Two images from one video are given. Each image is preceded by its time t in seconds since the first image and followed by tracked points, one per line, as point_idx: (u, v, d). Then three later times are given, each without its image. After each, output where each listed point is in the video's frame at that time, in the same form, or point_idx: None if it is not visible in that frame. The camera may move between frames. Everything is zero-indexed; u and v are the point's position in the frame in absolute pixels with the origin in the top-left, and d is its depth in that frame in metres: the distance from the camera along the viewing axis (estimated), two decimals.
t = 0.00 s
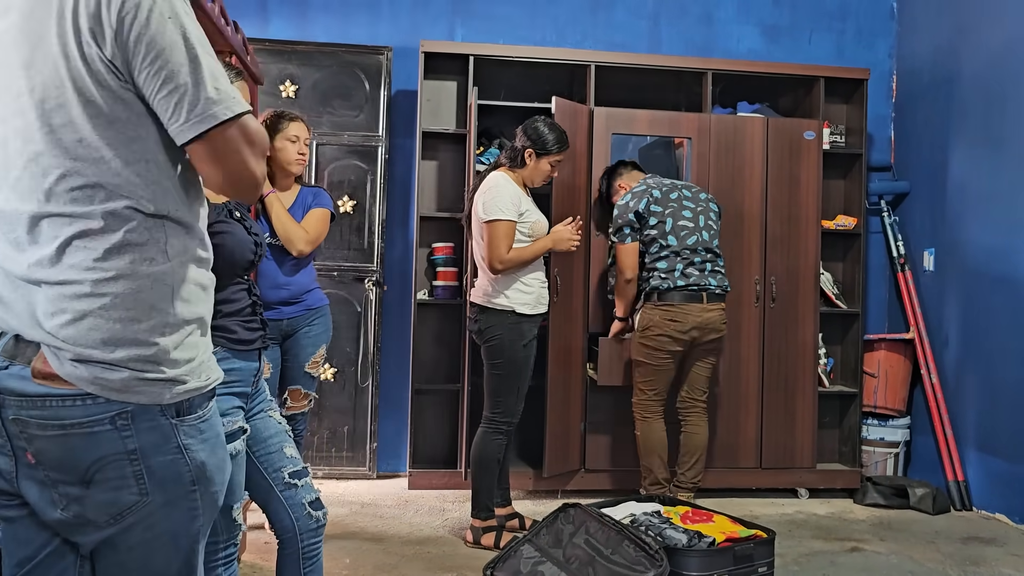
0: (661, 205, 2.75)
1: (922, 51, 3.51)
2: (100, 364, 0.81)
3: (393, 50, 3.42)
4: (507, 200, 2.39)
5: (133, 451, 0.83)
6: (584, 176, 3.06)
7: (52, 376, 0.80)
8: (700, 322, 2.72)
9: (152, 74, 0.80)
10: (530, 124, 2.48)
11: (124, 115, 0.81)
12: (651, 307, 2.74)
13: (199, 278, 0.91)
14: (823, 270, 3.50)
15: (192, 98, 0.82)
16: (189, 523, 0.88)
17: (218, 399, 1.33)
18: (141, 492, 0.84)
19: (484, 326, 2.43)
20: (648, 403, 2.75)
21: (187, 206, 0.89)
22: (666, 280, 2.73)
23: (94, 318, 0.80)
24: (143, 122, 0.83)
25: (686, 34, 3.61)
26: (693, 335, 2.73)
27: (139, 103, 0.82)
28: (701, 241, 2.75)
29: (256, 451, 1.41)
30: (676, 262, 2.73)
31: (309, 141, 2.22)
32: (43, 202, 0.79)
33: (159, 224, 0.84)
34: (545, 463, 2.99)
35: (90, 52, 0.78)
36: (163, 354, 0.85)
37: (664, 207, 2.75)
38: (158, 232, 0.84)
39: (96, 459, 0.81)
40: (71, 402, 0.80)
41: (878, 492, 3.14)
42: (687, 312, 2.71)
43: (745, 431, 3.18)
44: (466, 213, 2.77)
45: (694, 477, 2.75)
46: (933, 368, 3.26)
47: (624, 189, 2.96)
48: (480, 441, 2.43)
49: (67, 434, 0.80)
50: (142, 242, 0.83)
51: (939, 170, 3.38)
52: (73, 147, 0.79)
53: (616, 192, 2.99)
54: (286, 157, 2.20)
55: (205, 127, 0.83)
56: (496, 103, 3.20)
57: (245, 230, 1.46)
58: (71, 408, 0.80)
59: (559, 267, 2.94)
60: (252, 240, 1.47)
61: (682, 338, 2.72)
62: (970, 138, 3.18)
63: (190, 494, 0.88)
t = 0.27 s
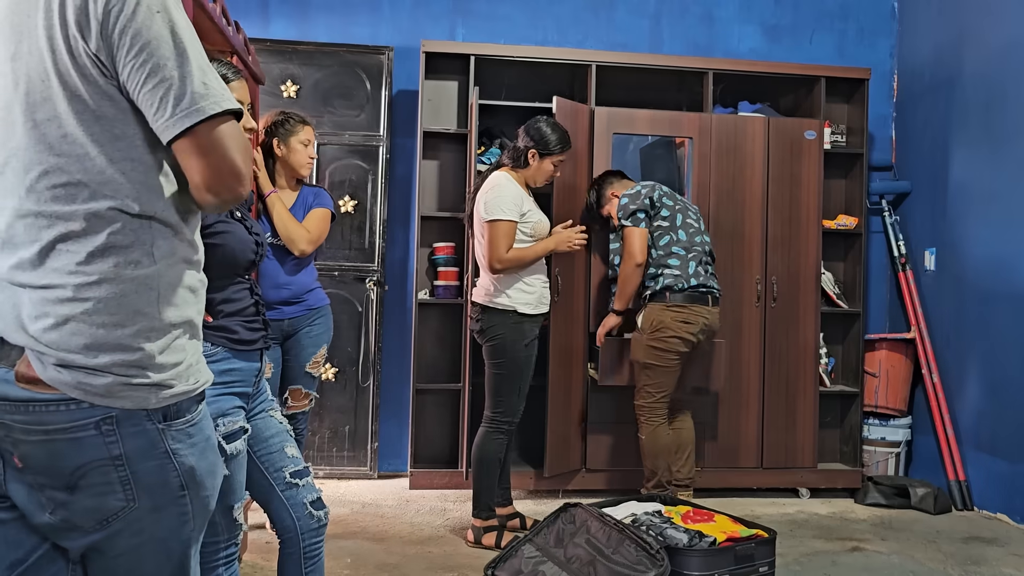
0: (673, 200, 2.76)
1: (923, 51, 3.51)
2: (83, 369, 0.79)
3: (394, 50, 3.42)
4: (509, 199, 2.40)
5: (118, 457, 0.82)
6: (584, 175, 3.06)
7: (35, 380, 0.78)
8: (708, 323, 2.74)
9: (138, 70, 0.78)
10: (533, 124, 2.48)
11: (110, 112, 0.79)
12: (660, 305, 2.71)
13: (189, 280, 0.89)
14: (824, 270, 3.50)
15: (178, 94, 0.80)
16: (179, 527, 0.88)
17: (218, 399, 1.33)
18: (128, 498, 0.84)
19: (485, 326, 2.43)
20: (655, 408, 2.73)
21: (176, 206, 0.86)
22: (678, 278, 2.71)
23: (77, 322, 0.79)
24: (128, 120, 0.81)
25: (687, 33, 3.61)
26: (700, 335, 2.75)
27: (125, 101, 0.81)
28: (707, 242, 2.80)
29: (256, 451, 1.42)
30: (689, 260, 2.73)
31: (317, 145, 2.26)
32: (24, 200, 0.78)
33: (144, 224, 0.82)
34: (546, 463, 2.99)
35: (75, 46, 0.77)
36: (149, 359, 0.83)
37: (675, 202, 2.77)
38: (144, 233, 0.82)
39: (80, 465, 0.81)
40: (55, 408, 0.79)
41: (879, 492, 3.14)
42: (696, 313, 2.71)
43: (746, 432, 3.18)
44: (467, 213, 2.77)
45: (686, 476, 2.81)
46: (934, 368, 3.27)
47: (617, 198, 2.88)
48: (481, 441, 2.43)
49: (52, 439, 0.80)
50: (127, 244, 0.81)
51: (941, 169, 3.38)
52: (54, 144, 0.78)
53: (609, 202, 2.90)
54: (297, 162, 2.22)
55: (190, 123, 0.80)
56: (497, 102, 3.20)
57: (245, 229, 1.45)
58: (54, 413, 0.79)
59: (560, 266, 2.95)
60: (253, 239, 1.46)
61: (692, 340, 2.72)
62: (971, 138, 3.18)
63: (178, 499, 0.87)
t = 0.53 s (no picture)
0: (671, 200, 2.76)
1: (924, 51, 3.50)
2: (72, 373, 0.79)
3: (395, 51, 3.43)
4: (510, 200, 2.40)
5: (108, 462, 0.82)
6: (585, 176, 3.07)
7: (23, 384, 0.79)
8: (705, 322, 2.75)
9: (134, 63, 0.79)
10: (534, 125, 2.48)
11: (103, 107, 0.80)
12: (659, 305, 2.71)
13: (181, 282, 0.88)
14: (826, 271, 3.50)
15: (174, 89, 0.80)
16: (172, 532, 0.88)
17: (218, 400, 1.33)
18: (119, 503, 0.84)
19: (487, 326, 2.43)
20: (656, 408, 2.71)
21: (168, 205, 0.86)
22: (676, 280, 2.70)
23: (66, 325, 0.79)
24: (122, 116, 0.81)
25: (688, 34, 3.61)
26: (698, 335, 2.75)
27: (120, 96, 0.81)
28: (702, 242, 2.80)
29: (256, 452, 1.42)
30: (686, 260, 2.73)
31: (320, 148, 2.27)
32: (16, 197, 0.78)
33: (135, 223, 0.82)
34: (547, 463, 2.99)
35: (70, 38, 0.78)
36: (139, 362, 0.82)
37: (673, 202, 2.77)
38: (134, 234, 0.82)
39: (70, 470, 0.81)
40: (43, 412, 0.80)
41: (881, 493, 3.14)
42: (693, 312, 2.72)
43: (747, 433, 3.18)
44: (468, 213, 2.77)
45: (691, 476, 2.79)
46: (936, 369, 3.26)
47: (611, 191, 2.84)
48: (483, 441, 2.43)
49: (41, 444, 0.80)
50: (116, 245, 0.81)
51: (942, 170, 3.37)
52: (46, 139, 0.78)
53: (602, 194, 2.85)
54: (300, 163, 2.23)
55: (185, 119, 0.80)
56: (497, 103, 3.21)
57: (245, 230, 1.44)
58: (42, 417, 0.80)
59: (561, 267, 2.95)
60: (253, 239, 1.46)
61: (690, 339, 2.72)
62: (972, 138, 3.18)
63: (171, 503, 0.87)
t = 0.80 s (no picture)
0: (669, 200, 2.76)
1: (925, 51, 3.50)
2: (69, 376, 0.80)
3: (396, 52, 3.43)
4: (510, 200, 2.40)
5: (105, 465, 0.83)
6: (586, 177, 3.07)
7: (19, 387, 0.80)
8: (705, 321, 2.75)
9: (148, 59, 0.80)
10: (535, 126, 2.49)
11: (108, 104, 0.79)
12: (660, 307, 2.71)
13: (176, 284, 0.89)
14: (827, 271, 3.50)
15: (189, 84, 0.81)
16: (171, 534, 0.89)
17: (218, 400, 1.33)
18: (117, 506, 0.84)
19: (487, 327, 2.43)
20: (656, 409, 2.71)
21: (167, 202, 0.86)
22: (675, 279, 2.71)
23: (62, 328, 0.79)
24: (129, 112, 0.81)
25: (689, 34, 3.61)
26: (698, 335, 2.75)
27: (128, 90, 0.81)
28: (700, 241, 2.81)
29: (257, 452, 1.42)
30: (685, 260, 2.74)
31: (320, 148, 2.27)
32: (15, 198, 0.78)
33: (134, 223, 0.82)
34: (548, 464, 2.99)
35: (76, 34, 0.77)
36: (136, 365, 0.83)
37: (673, 202, 2.77)
38: (132, 235, 0.82)
39: (68, 473, 0.82)
40: (40, 415, 0.80)
41: (882, 494, 3.13)
42: (693, 311, 2.72)
43: (748, 434, 3.18)
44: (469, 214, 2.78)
45: (692, 476, 2.78)
46: (937, 369, 3.26)
47: (606, 195, 2.83)
48: (483, 442, 2.43)
49: (38, 447, 0.81)
50: (113, 247, 0.81)
51: (943, 170, 3.37)
52: (47, 139, 0.77)
53: (597, 199, 2.84)
54: (298, 163, 2.23)
55: (204, 110, 0.82)
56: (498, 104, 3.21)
57: (246, 231, 1.45)
58: (39, 421, 0.80)
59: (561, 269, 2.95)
60: (253, 241, 1.47)
61: (691, 339, 2.72)
62: (973, 139, 3.17)
63: (170, 505, 0.88)
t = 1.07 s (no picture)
0: (671, 202, 2.75)
1: (927, 52, 3.50)
2: (76, 378, 0.80)
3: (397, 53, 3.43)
4: (511, 202, 2.40)
5: (111, 466, 0.83)
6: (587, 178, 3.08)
7: (27, 390, 0.79)
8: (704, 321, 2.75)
9: (155, 62, 0.80)
10: (536, 127, 2.49)
11: (117, 105, 0.80)
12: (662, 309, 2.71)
13: (179, 284, 0.89)
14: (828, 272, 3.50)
15: (194, 89, 0.82)
16: (176, 534, 0.89)
17: (220, 401, 1.33)
18: (123, 506, 0.85)
19: (488, 329, 2.43)
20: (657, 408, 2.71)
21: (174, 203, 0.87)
22: (673, 282, 2.71)
23: (70, 330, 0.79)
24: (139, 112, 0.82)
25: (690, 35, 3.61)
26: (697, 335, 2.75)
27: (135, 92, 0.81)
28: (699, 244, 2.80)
29: (258, 453, 1.43)
30: (683, 262, 2.74)
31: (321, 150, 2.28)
32: (22, 200, 0.78)
33: (141, 224, 0.82)
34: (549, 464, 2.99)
35: (84, 36, 0.77)
36: (142, 366, 0.83)
37: (674, 204, 2.75)
38: (139, 236, 0.82)
39: (73, 474, 0.82)
40: (46, 417, 0.80)
41: (883, 495, 3.13)
42: (693, 311, 2.72)
43: (748, 435, 3.18)
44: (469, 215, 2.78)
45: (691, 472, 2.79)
46: (938, 370, 3.25)
47: (605, 188, 2.82)
48: (484, 442, 2.43)
49: (43, 449, 0.81)
50: (120, 248, 0.81)
51: (944, 171, 3.37)
52: (55, 141, 0.77)
53: (597, 191, 2.83)
54: (299, 164, 2.23)
55: (206, 117, 0.83)
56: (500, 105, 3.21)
57: (247, 232, 1.45)
58: (45, 423, 0.80)
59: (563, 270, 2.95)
60: (255, 242, 1.47)
61: (690, 338, 2.72)
62: (974, 140, 3.17)
63: (175, 505, 0.88)
